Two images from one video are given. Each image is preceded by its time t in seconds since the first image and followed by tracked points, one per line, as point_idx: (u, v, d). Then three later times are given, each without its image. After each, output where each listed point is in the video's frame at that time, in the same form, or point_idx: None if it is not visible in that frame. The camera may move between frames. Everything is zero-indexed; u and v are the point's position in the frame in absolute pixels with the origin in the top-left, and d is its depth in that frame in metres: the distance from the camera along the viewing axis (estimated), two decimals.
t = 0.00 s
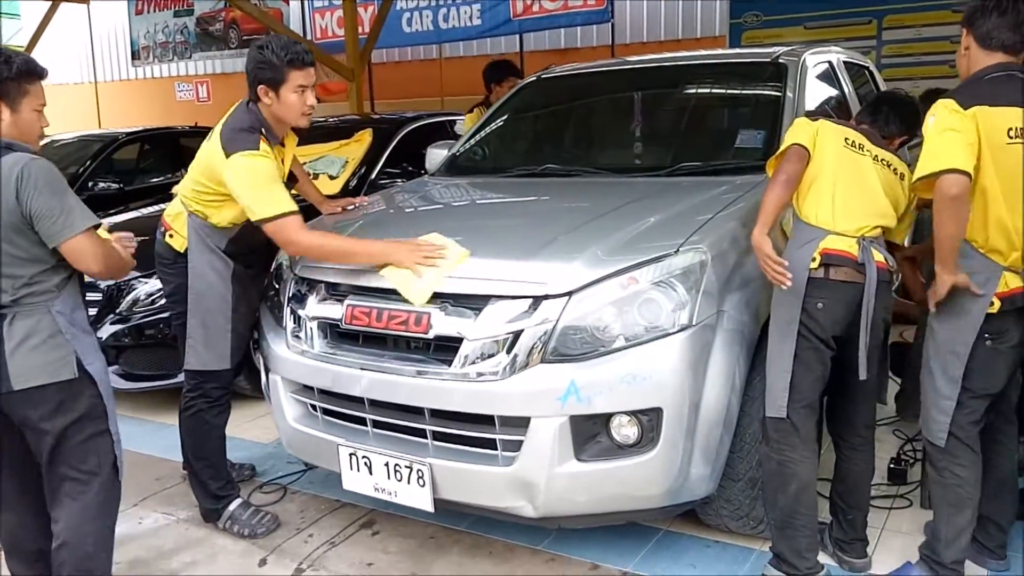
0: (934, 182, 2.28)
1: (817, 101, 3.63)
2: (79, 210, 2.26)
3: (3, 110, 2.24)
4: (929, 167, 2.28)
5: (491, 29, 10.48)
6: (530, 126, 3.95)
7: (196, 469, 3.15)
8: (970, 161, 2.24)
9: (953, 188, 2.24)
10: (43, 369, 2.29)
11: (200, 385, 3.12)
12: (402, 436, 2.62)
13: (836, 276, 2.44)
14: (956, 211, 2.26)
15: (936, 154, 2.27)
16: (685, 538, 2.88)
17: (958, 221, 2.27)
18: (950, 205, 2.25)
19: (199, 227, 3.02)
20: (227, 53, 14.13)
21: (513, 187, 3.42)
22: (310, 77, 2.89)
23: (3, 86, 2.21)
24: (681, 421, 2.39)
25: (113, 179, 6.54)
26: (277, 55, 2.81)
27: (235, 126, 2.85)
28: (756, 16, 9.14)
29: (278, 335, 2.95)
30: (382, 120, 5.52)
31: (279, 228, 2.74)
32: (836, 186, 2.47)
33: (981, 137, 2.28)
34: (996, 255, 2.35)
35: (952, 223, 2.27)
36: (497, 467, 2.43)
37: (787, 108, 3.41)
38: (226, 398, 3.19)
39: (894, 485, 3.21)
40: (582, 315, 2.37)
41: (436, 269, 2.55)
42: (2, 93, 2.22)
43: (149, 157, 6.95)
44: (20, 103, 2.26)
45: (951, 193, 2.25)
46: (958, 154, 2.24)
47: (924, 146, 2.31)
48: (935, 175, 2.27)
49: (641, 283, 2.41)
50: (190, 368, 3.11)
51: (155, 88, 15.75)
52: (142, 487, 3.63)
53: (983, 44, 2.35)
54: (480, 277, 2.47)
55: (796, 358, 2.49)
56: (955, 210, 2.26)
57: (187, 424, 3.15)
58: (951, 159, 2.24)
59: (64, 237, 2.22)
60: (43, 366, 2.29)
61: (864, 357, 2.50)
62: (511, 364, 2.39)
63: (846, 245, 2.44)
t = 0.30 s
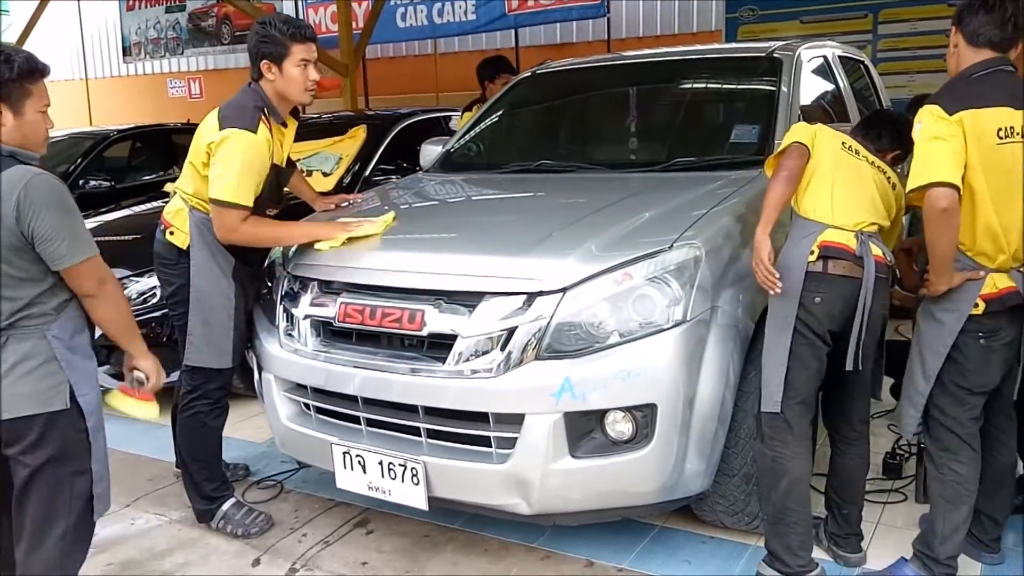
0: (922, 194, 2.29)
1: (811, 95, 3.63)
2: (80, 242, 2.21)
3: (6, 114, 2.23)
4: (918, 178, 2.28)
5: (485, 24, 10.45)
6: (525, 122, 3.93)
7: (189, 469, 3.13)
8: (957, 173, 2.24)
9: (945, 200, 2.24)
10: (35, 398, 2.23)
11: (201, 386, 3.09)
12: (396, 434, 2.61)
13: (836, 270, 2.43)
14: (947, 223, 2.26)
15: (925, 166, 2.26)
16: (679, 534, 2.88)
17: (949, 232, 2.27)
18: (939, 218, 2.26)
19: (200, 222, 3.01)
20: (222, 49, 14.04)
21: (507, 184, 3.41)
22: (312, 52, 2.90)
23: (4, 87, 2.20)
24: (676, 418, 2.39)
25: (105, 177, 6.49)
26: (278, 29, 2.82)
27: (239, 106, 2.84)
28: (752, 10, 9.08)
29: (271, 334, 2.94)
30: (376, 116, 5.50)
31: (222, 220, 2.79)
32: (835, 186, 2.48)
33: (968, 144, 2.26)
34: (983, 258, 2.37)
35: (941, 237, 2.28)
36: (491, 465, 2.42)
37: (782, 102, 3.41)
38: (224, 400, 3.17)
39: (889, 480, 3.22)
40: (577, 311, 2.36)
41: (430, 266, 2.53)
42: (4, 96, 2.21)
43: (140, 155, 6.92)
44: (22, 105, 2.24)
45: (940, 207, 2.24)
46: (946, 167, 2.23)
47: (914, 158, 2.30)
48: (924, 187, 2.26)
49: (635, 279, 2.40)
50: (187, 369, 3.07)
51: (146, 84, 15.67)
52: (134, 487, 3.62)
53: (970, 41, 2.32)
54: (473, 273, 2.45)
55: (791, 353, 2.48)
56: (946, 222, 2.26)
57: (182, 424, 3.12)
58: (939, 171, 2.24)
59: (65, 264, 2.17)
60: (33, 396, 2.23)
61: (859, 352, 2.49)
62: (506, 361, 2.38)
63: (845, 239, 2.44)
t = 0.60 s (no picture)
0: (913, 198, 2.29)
1: (813, 93, 3.60)
2: (63, 244, 1.91)
3: (29, 114, 1.97)
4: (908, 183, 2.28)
5: (485, 21, 10.43)
6: (525, 120, 3.90)
7: (185, 473, 3.10)
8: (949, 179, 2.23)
9: (932, 207, 2.25)
10: (26, 414, 2.01)
11: (198, 387, 3.08)
12: (395, 435, 2.58)
13: (833, 268, 2.41)
14: (937, 230, 2.27)
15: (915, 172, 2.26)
16: (681, 537, 2.85)
17: (939, 238, 2.28)
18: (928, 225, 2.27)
19: (211, 223, 2.96)
20: (216, 46, 14.17)
21: (507, 183, 3.38)
22: (315, 58, 2.86)
23: (29, 88, 1.94)
24: (677, 419, 2.36)
25: (100, 176, 6.48)
26: (283, 33, 2.78)
27: (245, 105, 2.78)
28: (753, 7, 9.08)
29: (268, 334, 2.91)
30: (375, 114, 5.47)
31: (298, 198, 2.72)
32: (831, 189, 2.47)
33: (962, 147, 2.24)
34: (981, 259, 2.35)
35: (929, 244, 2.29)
36: (490, 467, 2.39)
37: (784, 100, 3.38)
38: (219, 399, 3.15)
39: (893, 481, 3.19)
40: (577, 311, 2.34)
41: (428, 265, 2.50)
42: (28, 95, 1.95)
43: (136, 154, 6.89)
44: (46, 104, 1.99)
45: (927, 214, 2.26)
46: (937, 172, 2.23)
47: (908, 161, 2.30)
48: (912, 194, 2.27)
49: (636, 278, 2.37)
50: (182, 370, 3.08)
51: (143, 83, 15.64)
52: (129, 490, 3.59)
53: (979, 38, 2.29)
54: (473, 272, 2.43)
55: (790, 352, 2.46)
56: (932, 229, 2.27)
57: (178, 426, 3.10)
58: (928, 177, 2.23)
59: (36, 263, 1.87)
60: (27, 411, 2.01)
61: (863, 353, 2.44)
62: (505, 361, 2.35)
63: (844, 236, 2.42)
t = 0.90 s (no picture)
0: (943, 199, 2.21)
1: (838, 92, 3.52)
2: (33, 249, 1.81)
3: (28, 107, 1.90)
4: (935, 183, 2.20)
5: (499, 17, 10.32)
6: (542, 118, 3.82)
7: (193, 480, 3.03)
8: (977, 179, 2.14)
9: (959, 208, 2.17)
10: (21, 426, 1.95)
11: (207, 392, 3.00)
12: (407, 443, 2.50)
13: (882, 282, 2.31)
14: (967, 231, 2.18)
15: (942, 172, 2.18)
16: (706, 552, 2.77)
17: (968, 239, 2.19)
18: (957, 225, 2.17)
19: (215, 220, 2.90)
20: (222, 41, 13.93)
21: (524, 183, 3.29)
22: (324, 49, 2.79)
23: (27, 79, 1.87)
24: (701, 427, 2.28)
25: (105, 173, 6.44)
26: (289, 21, 2.71)
27: (250, 94, 2.72)
28: (778, 3, 8.98)
29: (277, 336, 2.84)
30: (386, 111, 5.39)
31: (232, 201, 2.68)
32: (874, 212, 2.39)
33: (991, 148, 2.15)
34: (1017, 263, 2.24)
35: (960, 246, 2.19)
36: (506, 476, 2.31)
37: (810, 99, 3.30)
38: (231, 407, 3.07)
39: (929, 496, 3.09)
40: (596, 316, 2.26)
41: (442, 267, 2.43)
42: (26, 87, 1.88)
43: (141, 151, 6.83)
44: (45, 96, 1.91)
45: (953, 214, 2.17)
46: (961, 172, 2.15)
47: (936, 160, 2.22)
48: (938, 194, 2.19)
49: (657, 282, 2.29)
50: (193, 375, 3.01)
51: (153, 79, 15.61)
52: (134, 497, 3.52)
53: (1019, 34, 2.19)
54: (488, 275, 2.35)
55: (833, 368, 2.36)
56: (960, 230, 2.18)
57: (187, 432, 3.02)
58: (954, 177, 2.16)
59: (7, 270, 1.78)
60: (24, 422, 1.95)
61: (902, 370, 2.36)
62: (522, 367, 2.27)
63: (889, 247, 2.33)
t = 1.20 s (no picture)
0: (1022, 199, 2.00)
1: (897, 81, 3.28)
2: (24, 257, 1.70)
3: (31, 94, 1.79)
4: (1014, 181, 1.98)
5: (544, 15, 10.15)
6: (580, 114, 3.62)
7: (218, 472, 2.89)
8: None
9: None
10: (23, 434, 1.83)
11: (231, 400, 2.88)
12: (437, 454, 2.34)
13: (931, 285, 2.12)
14: None
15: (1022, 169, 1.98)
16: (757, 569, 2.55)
17: None
18: None
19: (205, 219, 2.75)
20: (270, 47, 14.27)
21: (556, 180, 3.12)
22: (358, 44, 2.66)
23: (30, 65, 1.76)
24: (759, 443, 2.08)
25: (156, 174, 6.44)
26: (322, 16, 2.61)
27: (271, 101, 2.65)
28: None
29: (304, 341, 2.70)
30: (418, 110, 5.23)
31: (251, 203, 2.56)
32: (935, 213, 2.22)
33: None
34: None
35: None
36: (542, 494, 2.14)
37: (867, 91, 3.05)
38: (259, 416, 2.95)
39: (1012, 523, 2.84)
40: (646, 326, 2.10)
41: (478, 273, 2.28)
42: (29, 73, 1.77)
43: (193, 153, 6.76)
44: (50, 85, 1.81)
45: None
46: None
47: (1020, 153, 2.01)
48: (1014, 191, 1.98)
49: (715, 290, 2.13)
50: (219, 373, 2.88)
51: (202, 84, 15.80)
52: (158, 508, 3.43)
53: None
54: (528, 281, 2.20)
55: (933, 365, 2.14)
56: None
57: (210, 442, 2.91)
58: None
59: None
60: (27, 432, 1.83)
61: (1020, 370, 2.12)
62: (563, 382, 2.11)
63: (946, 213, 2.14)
